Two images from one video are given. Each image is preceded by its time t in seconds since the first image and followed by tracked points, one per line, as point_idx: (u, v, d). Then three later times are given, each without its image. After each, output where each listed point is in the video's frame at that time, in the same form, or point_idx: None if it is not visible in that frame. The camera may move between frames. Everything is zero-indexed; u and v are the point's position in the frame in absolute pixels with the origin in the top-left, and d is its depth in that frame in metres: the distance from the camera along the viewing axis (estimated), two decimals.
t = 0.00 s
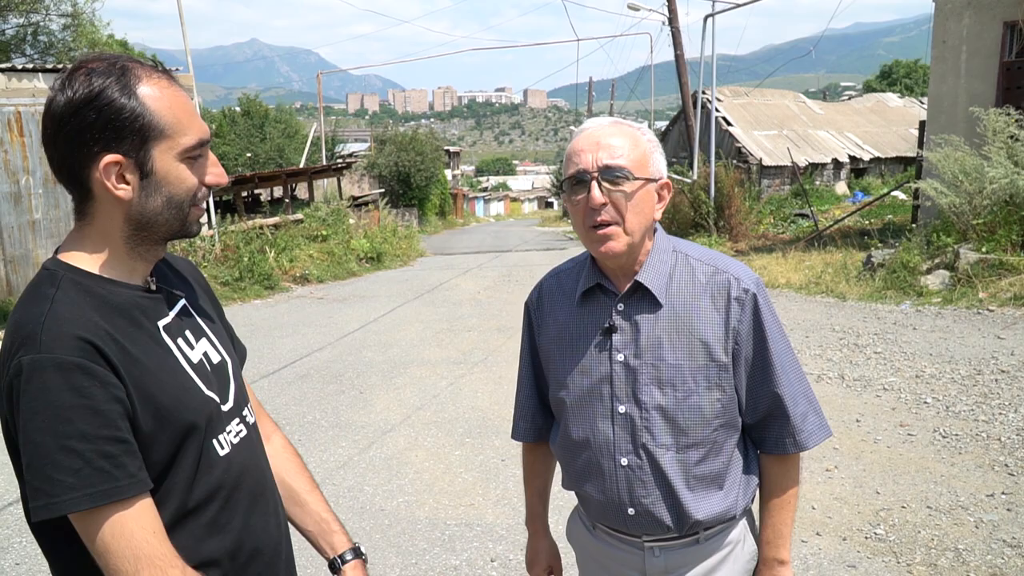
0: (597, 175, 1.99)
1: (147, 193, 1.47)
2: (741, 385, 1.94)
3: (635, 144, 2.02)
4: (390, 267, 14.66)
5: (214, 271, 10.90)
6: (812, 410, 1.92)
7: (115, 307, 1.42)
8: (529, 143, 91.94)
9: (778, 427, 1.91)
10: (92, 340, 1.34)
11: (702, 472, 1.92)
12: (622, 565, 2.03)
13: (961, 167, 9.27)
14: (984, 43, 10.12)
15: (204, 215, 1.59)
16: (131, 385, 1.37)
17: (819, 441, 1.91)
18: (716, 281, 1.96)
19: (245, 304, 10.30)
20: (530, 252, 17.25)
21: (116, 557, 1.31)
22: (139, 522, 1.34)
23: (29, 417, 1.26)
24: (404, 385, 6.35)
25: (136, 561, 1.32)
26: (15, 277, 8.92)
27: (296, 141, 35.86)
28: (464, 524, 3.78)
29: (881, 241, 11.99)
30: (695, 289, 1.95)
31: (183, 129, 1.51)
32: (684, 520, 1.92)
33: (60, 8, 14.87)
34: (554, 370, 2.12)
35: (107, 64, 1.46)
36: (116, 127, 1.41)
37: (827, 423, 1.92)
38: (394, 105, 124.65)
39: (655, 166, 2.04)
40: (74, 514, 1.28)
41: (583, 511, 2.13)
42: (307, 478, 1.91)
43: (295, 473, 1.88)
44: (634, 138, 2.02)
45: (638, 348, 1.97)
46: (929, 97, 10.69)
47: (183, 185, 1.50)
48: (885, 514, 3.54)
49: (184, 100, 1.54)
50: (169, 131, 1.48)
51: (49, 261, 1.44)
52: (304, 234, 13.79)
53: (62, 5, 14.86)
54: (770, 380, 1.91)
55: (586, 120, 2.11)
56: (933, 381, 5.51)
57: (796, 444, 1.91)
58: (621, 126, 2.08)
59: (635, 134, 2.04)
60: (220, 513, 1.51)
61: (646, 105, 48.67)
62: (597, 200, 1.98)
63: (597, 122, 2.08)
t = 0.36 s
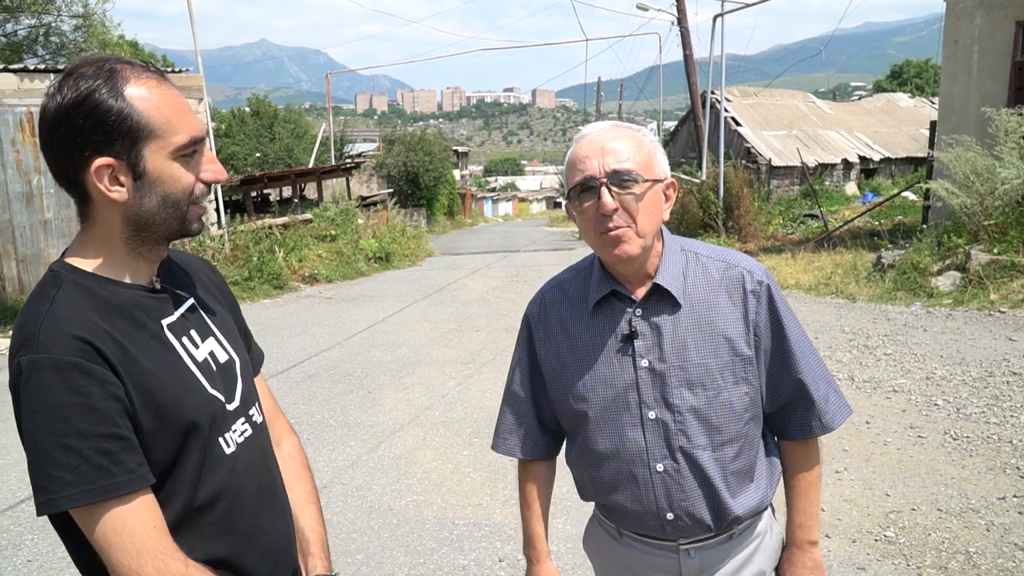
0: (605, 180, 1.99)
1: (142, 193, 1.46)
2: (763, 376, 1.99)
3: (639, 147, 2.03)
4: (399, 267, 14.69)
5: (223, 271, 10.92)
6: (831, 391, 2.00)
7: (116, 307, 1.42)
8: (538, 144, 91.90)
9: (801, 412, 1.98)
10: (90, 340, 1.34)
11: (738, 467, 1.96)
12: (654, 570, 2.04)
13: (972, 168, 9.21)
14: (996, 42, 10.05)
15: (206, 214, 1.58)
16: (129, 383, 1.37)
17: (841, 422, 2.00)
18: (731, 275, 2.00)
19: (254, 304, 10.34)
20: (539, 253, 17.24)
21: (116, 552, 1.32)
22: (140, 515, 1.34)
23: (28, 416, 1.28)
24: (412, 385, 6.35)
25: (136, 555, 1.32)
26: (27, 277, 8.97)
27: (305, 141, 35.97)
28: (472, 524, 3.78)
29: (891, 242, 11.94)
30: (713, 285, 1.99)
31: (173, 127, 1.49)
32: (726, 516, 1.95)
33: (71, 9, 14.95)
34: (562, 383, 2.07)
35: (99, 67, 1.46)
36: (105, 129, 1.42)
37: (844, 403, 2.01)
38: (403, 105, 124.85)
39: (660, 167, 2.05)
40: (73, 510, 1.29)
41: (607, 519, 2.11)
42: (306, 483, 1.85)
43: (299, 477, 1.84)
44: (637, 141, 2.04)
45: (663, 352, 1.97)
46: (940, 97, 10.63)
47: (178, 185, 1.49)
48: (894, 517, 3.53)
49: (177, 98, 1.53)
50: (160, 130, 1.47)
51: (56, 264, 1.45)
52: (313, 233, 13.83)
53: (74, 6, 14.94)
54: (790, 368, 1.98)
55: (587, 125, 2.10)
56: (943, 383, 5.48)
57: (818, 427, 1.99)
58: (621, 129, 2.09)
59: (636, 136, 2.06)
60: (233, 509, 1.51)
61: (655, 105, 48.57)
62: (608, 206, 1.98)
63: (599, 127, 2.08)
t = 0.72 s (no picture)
0: (642, 186, 1.98)
1: (158, 193, 1.48)
2: (792, 383, 2.00)
3: (678, 153, 2.01)
4: (416, 267, 14.74)
5: (242, 270, 10.99)
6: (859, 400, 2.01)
7: (137, 305, 1.43)
8: (555, 144, 91.80)
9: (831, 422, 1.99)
10: (114, 337, 1.36)
11: (764, 474, 1.97)
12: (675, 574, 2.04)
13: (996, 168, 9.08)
14: (1021, 41, 9.91)
15: (222, 214, 1.59)
16: (151, 379, 1.39)
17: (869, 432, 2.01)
18: (765, 281, 2.00)
19: (272, 303, 10.41)
20: (556, 253, 17.23)
21: (145, 544, 1.34)
22: (166, 509, 1.36)
23: (53, 414, 1.29)
24: (429, 385, 6.37)
25: (163, 548, 1.34)
26: (50, 276, 9.09)
27: (323, 141, 36.19)
28: (488, 524, 3.79)
29: (911, 243, 11.81)
30: (747, 291, 1.99)
31: (189, 128, 1.50)
32: (749, 524, 1.96)
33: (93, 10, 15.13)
34: (594, 384, 2.06)
35: (114, 70, 1.47)
36: (120, 130, 1.43)
37: (872, 416, 2.01)
38: (421, 106, 125.23)
39: (697, 172, 2.04)
40: (101, 504, 1.31)
41: (630, 522, 2.11)
42: (323, 476, 1.86)
43: (315, 473, 1.85)
44: (676, 146, 2.02)
45: (695, 356, 1.96)
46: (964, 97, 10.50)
47: (193, 185, 1.51)
48: (914, 521, 3.49)
49: (191, 99, 1.54)
50: (174, 131, 1.48)
51: (78, 264, 1.46)
52: (331, 233, 13.89)
53: (96, 7, 15.11)
54: (820, 375, 1.99)
55: (625, 126, 2.09)
56: (964, 387, 5.41)
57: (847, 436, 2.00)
58: (658, 132, 2.07)
59: (675, 141, 2.04)
60: (257, 507, 1.53)
61: (673, 105, 48.34)
62: (645, 211, 1.97)
63: (636, 129, 2.06)
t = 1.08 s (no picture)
0: (713, 175, 1.98)
1: (192, 193, 1.52)
2: (857, 409, 1.87)
3: (761, 150, 1.98)
4: (443, 266, 14.83)
5: (272, 269, 11.14)
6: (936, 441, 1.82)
7: (173, 303, 1.48)
8: (584, 144, 91.60)
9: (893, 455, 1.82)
10: (150, 333, 1.40)
11: (804, 496, 1.88)
12: None
13: None
14: None
15: (253, 215, 1.63)
16: (186, 374, 1.43)
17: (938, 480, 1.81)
18: (842, 296, 1.90)
19: (301, 302, 10.55)
20: (583, 254, 17.22)
21: (181, 534, 1.37)
22: (202, 500, 1.40)
23: (93, 406, 1.34)
24: (455, 384, 6.41)
25: (199, 539, 1.37)
26: (85, 273, 9.32)
27: (352, 141, 36.54)
28: (512, 523, 3.81)
29: (945, 245, 11.62)
30: (818, 301, 1.91)
31: (222, 130, 1.54)
32: (777, 543, 1.88)
33: (128, 13, 15.46)
34: (654, 373, 2.09)
35: (150, 73, 1.51)
36: (156, 131, 1.48)
37: (950, 465, 1.81)
38: (450, 106, 125.76)
39: (780, 174, 1.98)
40: (139, 497, 1.35)
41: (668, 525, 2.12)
42: (349, 473, 1.90)
43: (341, 468, 1.89)
44: (762, 144, 1.98)
45: (749, 357, 1.93)
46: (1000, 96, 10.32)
47: (226, 186, 1.55)
48: (942, 527, 3.45)
49: (225, 102, 1.58)
50: (208, 133, 1.52)
51: (114, 262, 1.52)
52: (359, 233, 14.02)
53: (131, 10, 15.44)
54: (891, 410, 1.82)
55: (723, 116, 2.08)
56: (997, 391, 5.33)
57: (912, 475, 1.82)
58: (753, 128, 2.04)
59: (762, 139, 2.00)
60: (285, 502, 1.56)
61: (703, 105, 47.99)
62: (707, 201, 1.98)
63: (729, 121, 2.05)
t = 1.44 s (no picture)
0: (770, 175, 1.99)
1: (209, 192, 1.58)
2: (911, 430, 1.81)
3: (824, 152, 1.93)
4: (468, 266, 14.90)
5: (299, 267, 11.28)
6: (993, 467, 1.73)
7: (190, 298, 1.53)
8: (610, 144, 91.28)
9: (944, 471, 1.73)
10: (166, 327, 1.45)
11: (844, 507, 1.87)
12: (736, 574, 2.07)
13: None
14: None
15: (269, 213, 1.68)
16: (200, 367, 1.48)
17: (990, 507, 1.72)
18: (911, 307, 1.85)
19: (327, 301, 10.68)
20: (608, 254, 17.20)
21: (193, 522, 1.42)
22: (214, 490, 1.44)
23: (111, 397, 1.39)
24: (476, 383, 6.46)
25: (210, 528, 1.42)
26: (115, 272, 9.53)
27: (379, 141, 36.82)
28: (529, 521, 3.84)
29: (974, 247, 11.44)
30: (887, 311, 1.87)
31: (240, 130, 1.59)
32: (805, 548, 1.91)
33: (159, 14, 15.73)
34: (719, 363, 2.14)
35: (171, 74, 1.57)
36: (174, 132, 1.53)
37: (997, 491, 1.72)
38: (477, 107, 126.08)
39: (841, 178, 1.91)
40: (152, 485, 1.40)
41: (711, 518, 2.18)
42: (363, 471, 1.94)
43: (355, 463, 1.93)
44: (827, 145, 1.93)
45: (804, 359, 1.93)
46: None
47: (241, 184, 1.60)
48: (962, 531, 3.42)
49: (244, 103, 1.63)
50: (226, 134, 1.57)
51: (134, 257, 1.58)
52: (385, 233, 14.13)
53: (161, 11, 15.71)
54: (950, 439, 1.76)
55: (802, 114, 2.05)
56: None
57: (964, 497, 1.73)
58: (828, 127, 1.97)
59: (829, 140, 1.94)
60: (296, 495, 1.61)
61: (730, 104, 47.60)
62: (761, 201, 2.01)
63: (804, 119, 2.01)
